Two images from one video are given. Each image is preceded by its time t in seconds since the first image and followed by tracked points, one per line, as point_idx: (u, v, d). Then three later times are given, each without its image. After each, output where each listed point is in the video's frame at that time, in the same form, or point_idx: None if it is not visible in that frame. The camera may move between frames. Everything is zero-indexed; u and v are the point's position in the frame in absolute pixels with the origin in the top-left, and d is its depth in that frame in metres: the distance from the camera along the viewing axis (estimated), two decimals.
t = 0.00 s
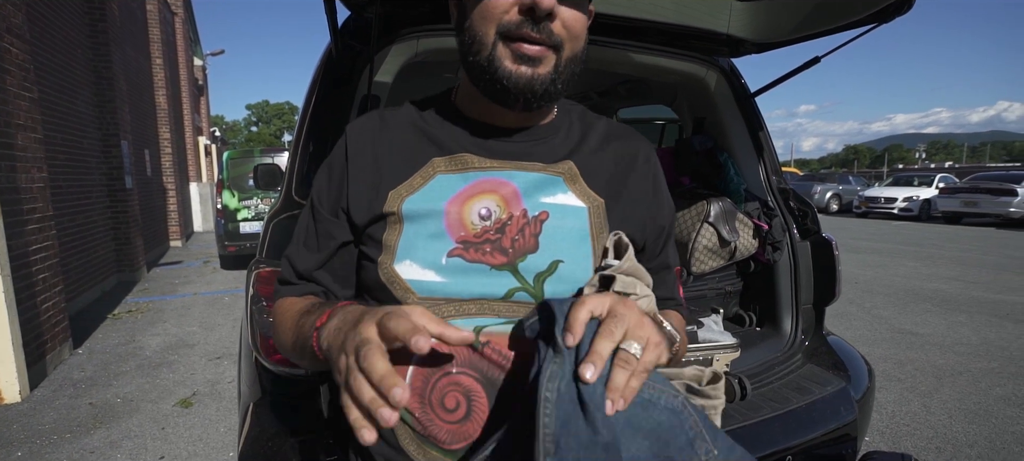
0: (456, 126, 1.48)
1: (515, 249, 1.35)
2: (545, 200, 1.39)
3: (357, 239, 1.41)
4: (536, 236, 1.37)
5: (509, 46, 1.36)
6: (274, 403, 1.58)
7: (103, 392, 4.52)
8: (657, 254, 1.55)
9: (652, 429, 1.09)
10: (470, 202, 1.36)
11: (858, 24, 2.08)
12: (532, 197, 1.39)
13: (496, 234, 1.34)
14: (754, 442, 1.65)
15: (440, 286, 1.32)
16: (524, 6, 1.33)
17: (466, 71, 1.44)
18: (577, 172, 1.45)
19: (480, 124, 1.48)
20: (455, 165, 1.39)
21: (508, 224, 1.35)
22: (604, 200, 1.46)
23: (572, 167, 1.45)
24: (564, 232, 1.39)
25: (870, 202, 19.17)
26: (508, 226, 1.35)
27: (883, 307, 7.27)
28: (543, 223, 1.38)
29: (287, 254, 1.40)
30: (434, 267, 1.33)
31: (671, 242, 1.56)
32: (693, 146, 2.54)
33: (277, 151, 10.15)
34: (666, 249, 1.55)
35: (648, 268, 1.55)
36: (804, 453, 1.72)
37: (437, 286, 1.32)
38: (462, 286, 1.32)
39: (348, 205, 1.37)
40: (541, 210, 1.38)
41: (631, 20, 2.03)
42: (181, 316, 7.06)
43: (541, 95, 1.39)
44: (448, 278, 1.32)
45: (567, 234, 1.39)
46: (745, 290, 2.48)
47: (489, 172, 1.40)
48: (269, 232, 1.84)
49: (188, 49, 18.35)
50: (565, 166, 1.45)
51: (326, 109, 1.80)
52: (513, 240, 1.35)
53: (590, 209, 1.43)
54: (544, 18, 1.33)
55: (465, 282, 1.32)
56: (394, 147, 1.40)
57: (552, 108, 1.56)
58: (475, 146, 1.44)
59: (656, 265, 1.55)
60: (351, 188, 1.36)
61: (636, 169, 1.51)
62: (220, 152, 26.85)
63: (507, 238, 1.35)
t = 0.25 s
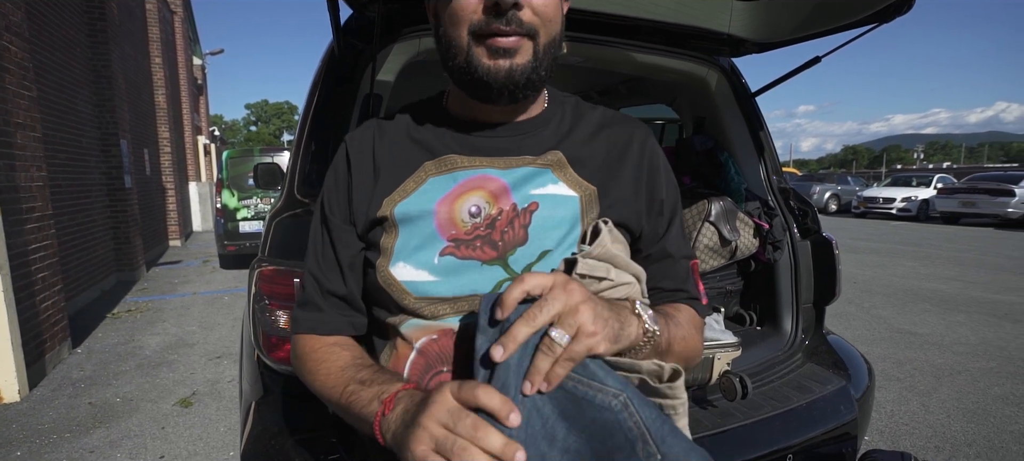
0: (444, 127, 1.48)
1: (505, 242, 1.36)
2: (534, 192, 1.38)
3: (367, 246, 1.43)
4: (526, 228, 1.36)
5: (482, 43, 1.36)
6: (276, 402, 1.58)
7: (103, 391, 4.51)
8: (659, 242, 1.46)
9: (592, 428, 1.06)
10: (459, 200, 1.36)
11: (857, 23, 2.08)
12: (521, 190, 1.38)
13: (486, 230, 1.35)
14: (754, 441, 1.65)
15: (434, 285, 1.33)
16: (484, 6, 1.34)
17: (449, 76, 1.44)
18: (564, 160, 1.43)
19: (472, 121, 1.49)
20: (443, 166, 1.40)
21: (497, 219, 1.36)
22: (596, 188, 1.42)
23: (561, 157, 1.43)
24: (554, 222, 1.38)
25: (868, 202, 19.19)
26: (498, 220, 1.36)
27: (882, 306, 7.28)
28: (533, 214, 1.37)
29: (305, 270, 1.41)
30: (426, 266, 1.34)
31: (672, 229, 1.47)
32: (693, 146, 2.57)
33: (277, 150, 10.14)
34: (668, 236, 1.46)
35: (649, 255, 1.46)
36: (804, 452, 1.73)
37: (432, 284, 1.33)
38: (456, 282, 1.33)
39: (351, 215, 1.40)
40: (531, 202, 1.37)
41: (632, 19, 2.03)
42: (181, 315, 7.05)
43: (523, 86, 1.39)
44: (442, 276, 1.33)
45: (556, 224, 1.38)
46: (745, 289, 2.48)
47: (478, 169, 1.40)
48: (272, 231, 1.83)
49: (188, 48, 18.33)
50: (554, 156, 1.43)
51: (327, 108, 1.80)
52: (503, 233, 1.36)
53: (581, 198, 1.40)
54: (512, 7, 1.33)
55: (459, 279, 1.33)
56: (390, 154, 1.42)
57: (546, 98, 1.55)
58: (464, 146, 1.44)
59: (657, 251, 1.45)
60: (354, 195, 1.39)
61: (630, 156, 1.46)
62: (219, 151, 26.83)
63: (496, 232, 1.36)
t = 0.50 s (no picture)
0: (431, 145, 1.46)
1: (496, 260, 1.31)
2: (527, 207, 1.32)
3: (364, 260, 1.46)
4: (517, 246, 1.31)
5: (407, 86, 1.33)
6: (283, 405, 1.61)
7: (107, 392, 4.54)
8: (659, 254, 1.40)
9: None
10: (452, 216, 1.34)
11: (855, 31, 2.11)
12: (512, 205, 1.32)
13: (478, 246, 1.31)
14: (753, 442, 1.68)
15: (428, 299, 1.33)
16: (423, 31, 1.25)
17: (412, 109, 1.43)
18: (557, 174, 1.34)
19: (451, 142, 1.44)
20: (435, 184, 1.38)
21: (488, 235, 1.31)
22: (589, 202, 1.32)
23: (552, 170, 1.34)
24: (545, 238, 1.31)
25: (868, 203, 19.22)
26: (489, 237, 1.31)
27: (882, 308, 7.31)
28: (524, 231, 1.31)
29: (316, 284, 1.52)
30: (421, 280, 1.34)
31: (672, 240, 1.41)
32: (693, 151, 2.60)
33: (279, 152, 10.17)
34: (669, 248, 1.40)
35: (650, 268, 1.40)
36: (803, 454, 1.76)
37: (425, 298, 1.33)
38: (449, 297, 1.32)
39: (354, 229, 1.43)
40: (522, 218, 1.31)
41: (634, 27, 2.05)
42: (183, 317, 7.08)
43: (459, 117, 1.32)
44: (435, 291, 1.33)
45: (548, 239, 1.30)
46: (744, 292, 2.51)
47: (468, 185, 1.36)
48: (278, 235, 1.86)
49: (189, 49, 18.38)
50: (544, 170, 1.34)
51: (335, 116, 1.83)
52: (494, 251, 1.31)
53: (573, 212, 1.31)
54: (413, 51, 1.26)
55: (452, 294, 1.32)
56: (388, 175, 1.45)
57: (531, 105, 1.45)
58: (454, 163, 1.40)
59: (658, 265, 1.39)
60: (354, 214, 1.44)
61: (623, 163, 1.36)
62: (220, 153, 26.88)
63: (488, 250, 1.31)
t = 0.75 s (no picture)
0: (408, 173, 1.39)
1: (470, 291, 1.24)
2: (494, 237, 1.22)
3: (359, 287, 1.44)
4: (488, 278, 1.23)
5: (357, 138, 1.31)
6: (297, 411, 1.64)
7: (113, 394, 4.57)
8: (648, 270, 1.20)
9: None
10: (429, 248, 1.28)
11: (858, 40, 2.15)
12: (480, 235, 1.24)
13: (451, 279, 1.26)
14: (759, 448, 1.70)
15: (409, 328, 1.30)
16: (353, 86, 1.20)
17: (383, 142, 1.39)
18: (524, 201, 1.22)
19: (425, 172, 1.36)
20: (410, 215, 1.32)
21: (459, 268, 1.25)
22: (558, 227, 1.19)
23: (516, 197, 1.22)
24: (515, 267, 1.21)
25: (869, 204, 19.24)
26: (460, 269, 1.25)
27: (883, 310, 7.33)
28: (493, 262, 1.22)
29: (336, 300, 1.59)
30: (402, 310, 1.31)
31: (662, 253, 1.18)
32: (699, 159, 2.63)
33: (281, 153, 10.20)
34: (657, 263, 1.18)
35: (639, 288, 1.20)
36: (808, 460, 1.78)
37: (406, 328, 1.30)
38: (428, 328, 1.28)
39: (343, 259, 1.43)
40: (490, 249, 1.22)
41: (641, 37, 2.07)
42: (187, 318, 7.11)
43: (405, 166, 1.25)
44: (413, 321, 1.29)
45: (517, 270, 1.21)
46: (749, 298, 2.53)
47: (439, 216, 1.28)
48: (292, 243, 1.90)
49: (191, 50, 18.42)
50: (510, 197, 1.23)
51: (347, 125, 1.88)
52: (467, 283, 1.24)
53: (542, 238, 1.20)
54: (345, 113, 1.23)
55: (430, 324, 1.28)
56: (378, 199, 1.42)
57: (500, 127, 1.32)
58: (424, 194, 1.32)
59: (648, 282, 1.19)
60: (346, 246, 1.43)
61: (586, 176, 1.20)
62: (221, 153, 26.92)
63: (462, 282, 1.25)
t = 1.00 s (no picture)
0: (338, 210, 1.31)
1: (409, 344, 1.23)
2: (418, 290, 1.18)
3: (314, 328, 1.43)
4: (419, 332, 1.21)
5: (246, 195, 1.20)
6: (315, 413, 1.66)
7: (120, 394, 4.59)
8: (595, 290, 1.13)
9: None
10: (363, 303, 1.26)
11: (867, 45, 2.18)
12: (404, 287, 1.19)
13: (389, 333, 1.24)
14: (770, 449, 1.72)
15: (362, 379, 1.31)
16: (230, 151, 1.09)
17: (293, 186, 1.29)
18: (442, 244, 1.17)
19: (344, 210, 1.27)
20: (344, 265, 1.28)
21: (393, 322, 1.23)
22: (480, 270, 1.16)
23: (433, 241, 1.17)
24: (442, 321, 1.18)
25: (871, 205, 19.24)
26: (392, 324, 1.23)
27: (886, 310, 7.34)
28: (419, 317, 1.19)
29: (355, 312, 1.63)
30: (355, 362, 1.32)
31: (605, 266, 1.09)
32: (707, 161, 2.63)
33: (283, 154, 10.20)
34: (600, 279, 1.10)
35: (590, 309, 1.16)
36: None
37: (360, 380, 1.31)
38: (380, 379, 1.28)
39: (296, 308, 1.42)
40: (416, 302, 1.19)
41: (653, 41, 2.07)
42: (191, 318, 7.14)
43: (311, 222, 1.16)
44: (365, 372, 1.30)
45: (444, 324, 1.18)
46: (758, 300, 2.54)
47: (367, 269, 1.23)
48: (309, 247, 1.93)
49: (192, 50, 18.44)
50: (427, 241, 1.17)
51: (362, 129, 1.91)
52: (403, 337, 1.22)
53: (464, 284, 1.16)
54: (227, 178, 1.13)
55: (382, 376, 1.28)
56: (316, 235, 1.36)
57: (406, 152, 1.21)
58: (346, 243, 1.25)
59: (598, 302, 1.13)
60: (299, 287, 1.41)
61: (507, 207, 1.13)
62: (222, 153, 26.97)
63: (398, 336, 1.23)
